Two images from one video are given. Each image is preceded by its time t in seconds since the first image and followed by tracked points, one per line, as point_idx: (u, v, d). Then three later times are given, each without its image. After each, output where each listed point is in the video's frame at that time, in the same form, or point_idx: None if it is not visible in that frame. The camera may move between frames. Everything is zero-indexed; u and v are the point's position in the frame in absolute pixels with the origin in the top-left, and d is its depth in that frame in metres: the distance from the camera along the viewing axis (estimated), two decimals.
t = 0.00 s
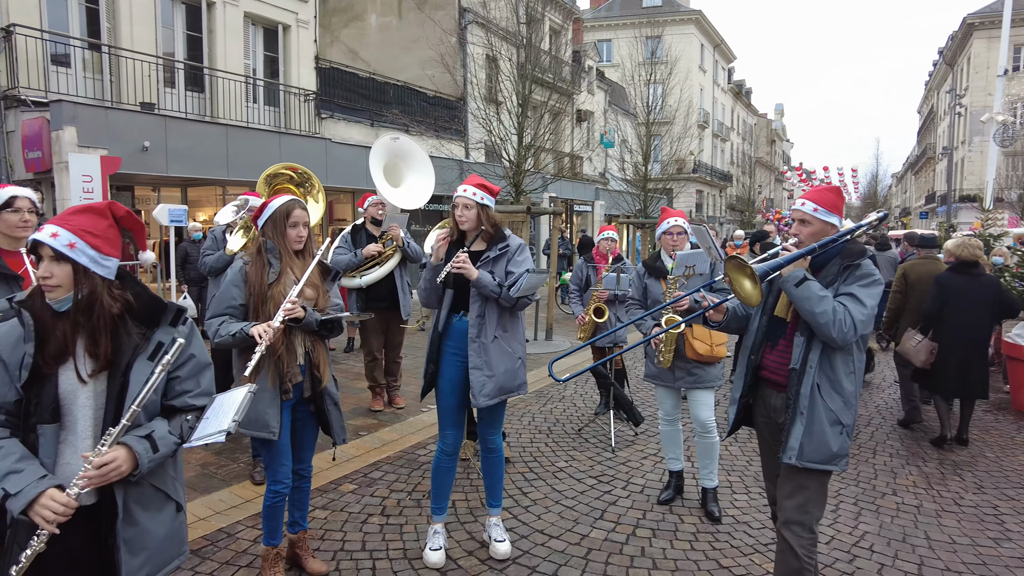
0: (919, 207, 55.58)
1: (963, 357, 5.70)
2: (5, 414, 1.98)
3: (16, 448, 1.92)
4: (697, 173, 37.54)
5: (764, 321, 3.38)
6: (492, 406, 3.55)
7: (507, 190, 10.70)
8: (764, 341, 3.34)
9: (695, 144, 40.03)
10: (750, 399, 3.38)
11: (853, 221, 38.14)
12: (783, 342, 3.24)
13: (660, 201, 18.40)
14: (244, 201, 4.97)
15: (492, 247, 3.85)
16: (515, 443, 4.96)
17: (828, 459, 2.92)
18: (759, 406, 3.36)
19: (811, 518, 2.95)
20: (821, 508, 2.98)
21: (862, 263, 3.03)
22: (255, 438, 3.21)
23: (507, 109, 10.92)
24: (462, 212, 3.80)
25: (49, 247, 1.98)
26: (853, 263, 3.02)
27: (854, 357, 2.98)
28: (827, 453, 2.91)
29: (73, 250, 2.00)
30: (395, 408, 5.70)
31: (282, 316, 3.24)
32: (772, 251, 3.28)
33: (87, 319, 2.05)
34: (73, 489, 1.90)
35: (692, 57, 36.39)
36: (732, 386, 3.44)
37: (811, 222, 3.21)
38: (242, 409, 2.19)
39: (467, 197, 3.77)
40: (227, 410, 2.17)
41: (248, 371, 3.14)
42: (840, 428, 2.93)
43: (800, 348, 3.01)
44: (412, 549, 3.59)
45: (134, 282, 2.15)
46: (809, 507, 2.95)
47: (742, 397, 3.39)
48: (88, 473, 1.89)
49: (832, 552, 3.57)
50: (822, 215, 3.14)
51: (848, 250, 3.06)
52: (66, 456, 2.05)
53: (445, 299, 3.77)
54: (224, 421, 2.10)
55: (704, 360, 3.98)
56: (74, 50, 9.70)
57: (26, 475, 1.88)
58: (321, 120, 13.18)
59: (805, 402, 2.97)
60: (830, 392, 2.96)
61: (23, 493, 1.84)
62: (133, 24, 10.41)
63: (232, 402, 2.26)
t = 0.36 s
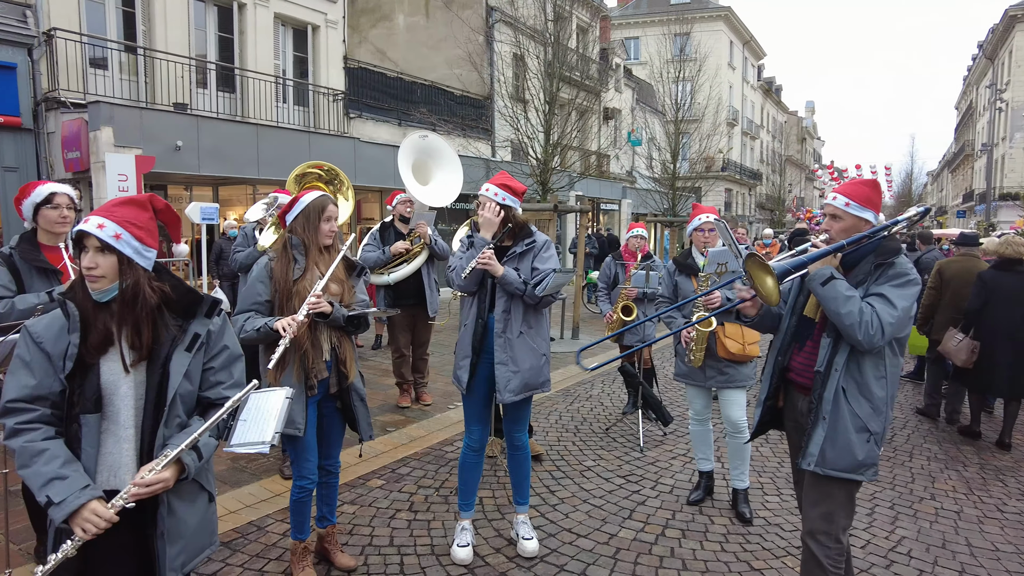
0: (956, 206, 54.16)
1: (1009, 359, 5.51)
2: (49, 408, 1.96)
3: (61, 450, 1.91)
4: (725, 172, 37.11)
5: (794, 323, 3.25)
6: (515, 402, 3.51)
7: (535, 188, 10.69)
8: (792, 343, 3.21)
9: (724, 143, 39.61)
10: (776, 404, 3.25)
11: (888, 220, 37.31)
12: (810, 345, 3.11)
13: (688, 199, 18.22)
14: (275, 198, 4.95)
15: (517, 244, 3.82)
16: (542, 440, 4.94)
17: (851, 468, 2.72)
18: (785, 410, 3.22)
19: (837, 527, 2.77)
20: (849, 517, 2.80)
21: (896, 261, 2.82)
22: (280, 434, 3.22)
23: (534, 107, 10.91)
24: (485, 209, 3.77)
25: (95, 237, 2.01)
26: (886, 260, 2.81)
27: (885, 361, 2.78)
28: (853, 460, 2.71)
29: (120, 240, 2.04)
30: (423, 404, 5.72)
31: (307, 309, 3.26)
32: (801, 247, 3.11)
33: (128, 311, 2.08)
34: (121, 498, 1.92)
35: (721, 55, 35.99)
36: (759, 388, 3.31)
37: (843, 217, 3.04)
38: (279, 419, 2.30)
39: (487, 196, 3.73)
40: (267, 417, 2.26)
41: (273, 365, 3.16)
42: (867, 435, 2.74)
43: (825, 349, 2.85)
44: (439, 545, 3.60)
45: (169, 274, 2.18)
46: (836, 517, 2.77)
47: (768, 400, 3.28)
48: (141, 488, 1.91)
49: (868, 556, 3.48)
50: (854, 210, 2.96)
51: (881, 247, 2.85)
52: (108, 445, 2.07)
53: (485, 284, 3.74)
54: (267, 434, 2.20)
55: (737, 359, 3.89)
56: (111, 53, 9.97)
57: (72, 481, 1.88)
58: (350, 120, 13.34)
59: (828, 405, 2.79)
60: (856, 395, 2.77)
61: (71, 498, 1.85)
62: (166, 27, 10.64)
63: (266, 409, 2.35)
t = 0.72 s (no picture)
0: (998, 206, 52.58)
1: None
2: (107, 407, 2.02)
3: (122, 453, 1.96)
4: (757, 172, 36.63)
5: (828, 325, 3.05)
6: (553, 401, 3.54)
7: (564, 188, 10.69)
8: (826, 346, 3.02)
9: (755, 142, 39.11)
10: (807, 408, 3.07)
11: (926, 221, 36.37)
12: (842, 348, 2.91)
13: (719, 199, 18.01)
14: (310, 199, 5.10)
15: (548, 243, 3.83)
16: (573, 441, 4.95)
17: (876, 479, 2.52)
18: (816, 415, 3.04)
19: (873, 541, 2.57)
20: (886, 529, 2.59)
21: (934, 261, 2.58)
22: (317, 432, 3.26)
23: (563, 107, 10.90)
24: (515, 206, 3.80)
25: (152, 238, 2.08)
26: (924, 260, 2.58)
27: (920, 368, 2.53)
28: (878, 472, 2.50)
29: (176, 241, 2.11)
30: (453, 404, 5.77)
31: (343, 307, 3.36)
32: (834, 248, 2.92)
33: (182, 309, 2.13)
34: (180, 506, 1.97)
35: (753, 53, 35.55)
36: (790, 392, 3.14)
37: (876, 216, 2.78)
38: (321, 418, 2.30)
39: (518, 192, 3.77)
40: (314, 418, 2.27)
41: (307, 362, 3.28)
42: (896, 445, 2.51)
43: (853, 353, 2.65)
44: (472, 543, 3.64)
45: (216, 274, 2.23)
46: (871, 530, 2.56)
47: (799, 405, 3.10)
48: (201, 500, 1.98)
49: (908, 563, 3.42)
50: (889, 209, 2.71)
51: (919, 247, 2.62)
52: (162, 440, 2.13)
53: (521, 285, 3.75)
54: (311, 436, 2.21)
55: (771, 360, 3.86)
56: (150, 58, 10.29)
57: (136, 485, 1.93)
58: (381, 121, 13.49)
59: (852, 412, 2.60)
60: (884, 403, 2.55)
61: (137, 502, 1.90)
62: (202, 31, 10.91)
63: (308, 404, 2.34)
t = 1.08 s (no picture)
0: None
1: None
2: (185, 401, 2.12)
3: (201, 446, 2.05)
4: (809, 171, 35.70)
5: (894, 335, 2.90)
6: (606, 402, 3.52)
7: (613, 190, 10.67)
8: (890, 354, 2.89)
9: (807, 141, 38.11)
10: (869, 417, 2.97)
11: (991, 222, 34.77)
12: (904, 358, 2.80)
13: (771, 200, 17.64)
14: (365, 201, 5.21)
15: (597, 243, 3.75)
16: (623, 443, 4.95)
17: (942, 498, 2.41)
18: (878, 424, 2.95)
19: (948, 558, 2.46)
20: (961, 548, 2.48)
21: (1007, 265, 2.44)
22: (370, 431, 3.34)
23: (611, 107, 10.90)
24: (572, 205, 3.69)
25: (231, 240, 2.19)
26: (994, 266, 2.46)
27: (993, 381, 2.38)
28: (942, 490, 2.40)
29: (253, 242, 2.21)
30: (502, 403, 5.81)
31: (399, 302, 3.40)
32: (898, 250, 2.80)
33: (256, 307, 2.23)
34: (257, 500, 2.06)
35: (806, 50, 34.70)
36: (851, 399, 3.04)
37: (942, 219, 2.64)
38: (384, 410, 2.49)
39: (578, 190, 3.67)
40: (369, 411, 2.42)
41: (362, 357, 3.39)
42: (963, 463, 2.39)
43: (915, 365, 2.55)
44: (524, 541, 3.68)
45: (286, 272, 2.34)
46: (945, 547, 2.46)
47: (859, 413, 3.00)
48: (279, 495, 2.07)
49: None
50: (956, 210, 2.58)
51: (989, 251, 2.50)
52: (236, 432, 2.22)
53: (557, 296, 3.68)
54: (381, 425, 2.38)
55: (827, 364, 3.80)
56: (209, 64, 10.76)
57: (216, 477, 2.02)
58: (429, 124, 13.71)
59: (915, 426, 2.51)
60: (951, 418, 2.43)
61: (219, 493, 1.99)
62: (259, 37, 11.31)
63: (369, 398, 2.52)
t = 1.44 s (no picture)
0: None
1: None
2: (293, 403, 2.23)
3: (309, 445, 2.16)
4: (897, 170, 33.88)
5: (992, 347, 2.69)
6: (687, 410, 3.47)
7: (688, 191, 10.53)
8: (990, 367, 2.69)
9: (895, 138, 36.16)
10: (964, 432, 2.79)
11: None
12: (1007, 373, 2.60)
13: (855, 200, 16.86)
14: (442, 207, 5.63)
15: (676, 249, 3.71)
16: (700, 451, 4.89)
17: None
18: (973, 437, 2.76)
19: None
20: None
21: None
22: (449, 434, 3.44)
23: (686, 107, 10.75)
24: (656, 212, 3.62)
25: (361, 245, 2.36)
26: None
27: None
28: None
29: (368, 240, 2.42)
30: (576, 406, 5.85)
31: (476, 309, 3.38)
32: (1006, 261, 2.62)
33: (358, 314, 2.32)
34: (360, 496, 2.16)
35: (895, 42, 32.96)
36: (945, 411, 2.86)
37: None
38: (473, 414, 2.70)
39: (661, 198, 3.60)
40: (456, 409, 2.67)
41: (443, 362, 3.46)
42: None
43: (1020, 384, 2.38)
44: (602, 545, 3.72)
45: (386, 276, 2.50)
46: None
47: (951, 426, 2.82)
48: (381, 492, 2.18)
49: None
50: None
51: None
52: (340, 431, 2.35)
53: (631, 306, 3.68)
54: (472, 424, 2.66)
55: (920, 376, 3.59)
56: (292, 72, 11.50)
57: (323, 474, 2.13)
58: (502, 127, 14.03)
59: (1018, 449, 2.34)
60: None
61: (328, 490, 2.10)
62: (339, 45, 11.85)
63: (455, 396, 2.77)
